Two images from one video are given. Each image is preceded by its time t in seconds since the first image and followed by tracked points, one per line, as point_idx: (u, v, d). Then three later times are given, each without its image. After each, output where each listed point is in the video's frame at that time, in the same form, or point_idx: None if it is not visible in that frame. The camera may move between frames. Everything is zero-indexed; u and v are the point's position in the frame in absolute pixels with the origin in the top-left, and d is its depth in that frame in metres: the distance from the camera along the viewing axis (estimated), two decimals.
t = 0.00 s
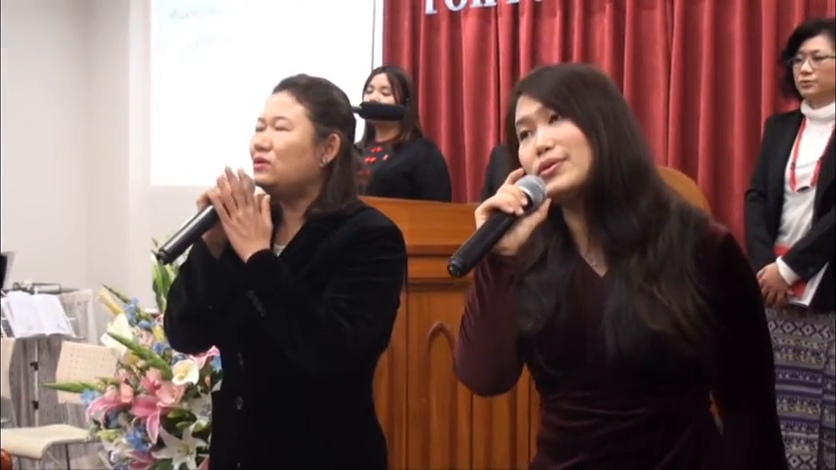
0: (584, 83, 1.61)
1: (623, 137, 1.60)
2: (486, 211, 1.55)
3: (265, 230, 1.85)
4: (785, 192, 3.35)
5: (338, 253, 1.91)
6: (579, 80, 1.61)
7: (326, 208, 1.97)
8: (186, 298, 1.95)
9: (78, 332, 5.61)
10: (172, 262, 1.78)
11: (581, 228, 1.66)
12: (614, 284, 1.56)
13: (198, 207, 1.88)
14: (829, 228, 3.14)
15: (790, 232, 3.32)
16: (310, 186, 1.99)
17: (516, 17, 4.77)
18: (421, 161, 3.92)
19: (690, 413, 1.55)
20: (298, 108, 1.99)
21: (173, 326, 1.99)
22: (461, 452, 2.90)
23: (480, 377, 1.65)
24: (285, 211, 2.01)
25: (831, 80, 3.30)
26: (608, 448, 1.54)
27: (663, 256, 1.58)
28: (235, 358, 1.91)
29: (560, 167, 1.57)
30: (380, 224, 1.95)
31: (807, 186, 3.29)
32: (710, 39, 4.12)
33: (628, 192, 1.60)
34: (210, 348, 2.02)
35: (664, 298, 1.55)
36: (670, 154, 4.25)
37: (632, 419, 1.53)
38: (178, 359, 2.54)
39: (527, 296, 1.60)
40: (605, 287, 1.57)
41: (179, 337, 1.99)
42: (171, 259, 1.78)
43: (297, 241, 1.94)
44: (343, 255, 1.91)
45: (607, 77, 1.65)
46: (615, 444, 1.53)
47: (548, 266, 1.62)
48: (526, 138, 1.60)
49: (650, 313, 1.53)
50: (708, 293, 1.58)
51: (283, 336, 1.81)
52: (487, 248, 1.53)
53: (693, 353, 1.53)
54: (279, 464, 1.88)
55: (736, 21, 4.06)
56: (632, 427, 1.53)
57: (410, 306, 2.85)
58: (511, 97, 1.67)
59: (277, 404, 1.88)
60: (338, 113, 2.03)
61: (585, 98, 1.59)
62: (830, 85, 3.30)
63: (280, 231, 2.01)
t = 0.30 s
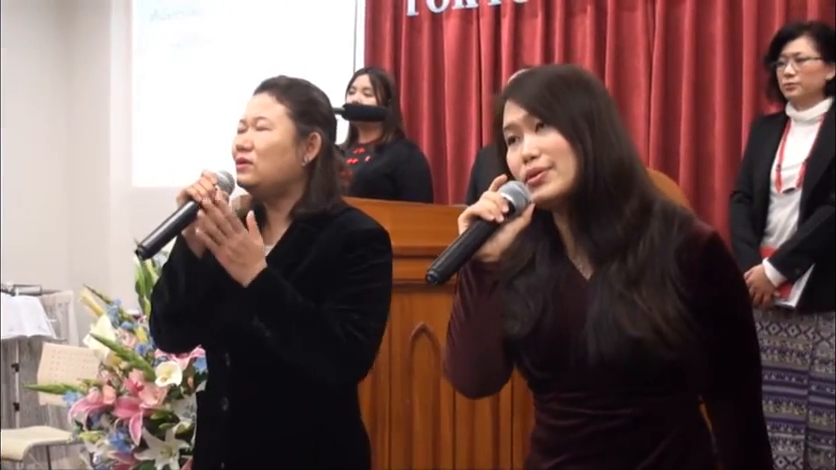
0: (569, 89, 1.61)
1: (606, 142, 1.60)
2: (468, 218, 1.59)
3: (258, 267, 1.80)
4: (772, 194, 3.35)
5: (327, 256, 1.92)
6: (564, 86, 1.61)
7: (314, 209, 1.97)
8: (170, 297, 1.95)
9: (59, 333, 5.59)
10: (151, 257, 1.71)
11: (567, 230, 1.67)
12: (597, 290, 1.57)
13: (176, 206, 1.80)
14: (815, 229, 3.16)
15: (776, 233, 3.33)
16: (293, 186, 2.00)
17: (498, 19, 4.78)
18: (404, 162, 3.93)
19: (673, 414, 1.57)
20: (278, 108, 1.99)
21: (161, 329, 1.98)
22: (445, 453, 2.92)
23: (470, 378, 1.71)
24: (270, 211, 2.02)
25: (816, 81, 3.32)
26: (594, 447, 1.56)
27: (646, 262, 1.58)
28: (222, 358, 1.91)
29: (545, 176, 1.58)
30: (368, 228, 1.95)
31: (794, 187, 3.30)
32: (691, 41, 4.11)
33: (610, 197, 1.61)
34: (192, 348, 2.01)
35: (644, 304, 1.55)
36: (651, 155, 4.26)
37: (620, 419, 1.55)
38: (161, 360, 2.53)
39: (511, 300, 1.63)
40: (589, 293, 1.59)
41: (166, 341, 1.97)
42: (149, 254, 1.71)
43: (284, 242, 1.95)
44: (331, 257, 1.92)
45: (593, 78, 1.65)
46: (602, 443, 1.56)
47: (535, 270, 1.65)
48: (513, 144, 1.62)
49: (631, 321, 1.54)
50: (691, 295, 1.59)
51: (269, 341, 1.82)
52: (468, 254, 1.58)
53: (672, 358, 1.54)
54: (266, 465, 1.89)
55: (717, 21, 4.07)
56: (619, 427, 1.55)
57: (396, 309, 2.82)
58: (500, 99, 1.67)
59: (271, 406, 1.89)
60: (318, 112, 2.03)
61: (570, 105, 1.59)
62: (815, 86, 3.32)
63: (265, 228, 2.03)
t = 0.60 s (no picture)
0: (555, 92, 1.62)
1: (590, 146, 1.61)
2: (450, 219, 1.61)
3: (261, 338, 1.81)
4: (751, 196, 3.30)
5: (310, 254, 1.91)
6: (550, 89, 1.62)
7: (298, 210, 1.97)
8: (151, 298, 2.03)
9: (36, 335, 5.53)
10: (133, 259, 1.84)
11: (551, 232, 1.68)
12: (576, 295, 1.59)
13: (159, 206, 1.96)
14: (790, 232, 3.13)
15: (754, 235, 3.28)
16: (275, 186, 1.99)
17: (477, 21, 4.73)
18: (383, 164, 3.90)
19: (654, 414, 1.58)
20: (258, 110, 1.99)
21: (144, 328, 2.05)
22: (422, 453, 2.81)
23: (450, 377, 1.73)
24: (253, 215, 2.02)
25: (796, 83, 3.26)
26: (574, 448, 1.57)
27: (625, 266, 1.59)
28: (207, 360, 1.95)
29: (528, 179, 1.60)
30: (353, 232, 1.94)
31: (772, 190, 3.24)
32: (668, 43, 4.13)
33: (593, 200, 1.62)
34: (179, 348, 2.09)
35: (621, 309, 1.57)
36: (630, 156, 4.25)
37: (599, 420, 1.56)
38: (140, 362, 2.53)
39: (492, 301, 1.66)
40: (568, 298, 1.60)
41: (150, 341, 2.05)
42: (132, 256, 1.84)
43: (270, 243, 1.95)
44: (315, 265, 1.91)
45: (581, 79, 1.65)
46: (581, 444, 1.57)
47: (519, 272, 1.67)
48: (500, 145, 1.63)
49: (607, 326, 1.55)
50: (669, 300, 1.60)
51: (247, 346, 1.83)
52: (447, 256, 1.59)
53: (649, 363, 1.56)
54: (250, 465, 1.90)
55: (696, 20, 4.05)
56: (599, 428, 1.56)
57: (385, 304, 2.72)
58: (490, 99, 1.68)
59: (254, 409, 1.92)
60: (299, 114, 2.03)
61: (555, 108, 1.60)
62: (794, 88, 3.27)
63: (248, 236, 2.02)
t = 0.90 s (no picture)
0: (543, 94, 1.63)
1: (573, 150, 1.62)
2: (428, 220, 1.65)
3: (249, 378, 1.86)
4: (729, 200, 3.15)
5: (295, 263, 1.92)
6: (538, 91, 1.63)
7: (284, 209, 1.97)
8: (137, 304, 2.01)
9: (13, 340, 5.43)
10: (120, 265, 1.86)
11: (533, 233, 1.70)
12: (553, 299, 1.60)
13: (147, 213, 1.94)
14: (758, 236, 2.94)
15: (732, 240, 3.13)
16: (261, 188, 1.99)
17: (456, 23, 4.60)
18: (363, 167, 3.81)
19: (633, 415, 1.60)
20: (238, 112, 1.98)
21: (129, 332, 2.04)
22: (403, 455, 2.76)
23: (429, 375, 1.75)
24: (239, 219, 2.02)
25: (775, 85, 3.10)
26: (551, 448, 1.59)
27: (603, 272, 1.61)
28: (196, 360, 1.97)
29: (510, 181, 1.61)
30: (340, 231, 1.96)
31: (747, 194, 3.08)
32: (646, 46, 4.08)
33: (574, 204, 1.63)
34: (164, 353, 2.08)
35: (596, 314, 1.58)
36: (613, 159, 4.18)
37: (572, 422, 1.58)
38: (120, 365, 2.53)
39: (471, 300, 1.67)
40: (545, 302, 1.62)
41: (135, 345, 2.04)
42: (118, 263, 1.86)
43: (256, 245, 1.95)
44: (299, 266, 1.92)
45: (570, 81, 1.66)
46: (556, 446, 1.59)
47: (501, 271, 1.69)
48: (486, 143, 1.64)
49: (581, 331, 1.56)
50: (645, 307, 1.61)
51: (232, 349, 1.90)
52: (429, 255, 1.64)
53: (621, 369, 1.58)
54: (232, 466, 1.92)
55: (673, 22, 4.04)
56: (572, 430, 1.58)
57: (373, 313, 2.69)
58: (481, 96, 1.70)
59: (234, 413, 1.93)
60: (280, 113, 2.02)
61: (541, 111, 1.61)
62: (773, 91, 3.10)
63: (235, 236, 2.02)
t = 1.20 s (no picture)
0: (542, 96, 1.65)
1: (564, 152, 1.64)
2: (418, 213, 1.68)
3: (225, 376, 1.85)
4: (711, 204, 3.06)
5: (284, 254, 1.93)
6: (537, 94, 1.65)
7: (264, 210, 1.98)
8: (117, 305, 1.98)
9: None
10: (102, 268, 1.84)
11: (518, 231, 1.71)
12: (532, 297, 1.62)
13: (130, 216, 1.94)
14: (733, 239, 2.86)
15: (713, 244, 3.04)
16: (243, 192, 2.00)
17: (434, 27, 4.53)
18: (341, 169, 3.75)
19: (611, 413, 1.61)
20: (219, 116, 1.98)
21: (107, 332, 2.02)
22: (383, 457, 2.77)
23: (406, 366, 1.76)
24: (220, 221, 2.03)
25: (757, 90, 3.00)
26: (528, 444, 1.60)
27: (582, 272, 1.62)
28: (175, 359, 1.96)
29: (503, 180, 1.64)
30: (321, 231, 1.96)
31: (726, 198, 2.99)
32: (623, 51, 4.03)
33: (561, 205, 1.65)
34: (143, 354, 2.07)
35: (574, 313, 1.59)
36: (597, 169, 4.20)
37: (547, 417, 1.59)
38: (99, 367, 2.59)
39: (451, 292, 1.69)
40: (524, 298, 1.63)
41: (110, 346, 2.02)
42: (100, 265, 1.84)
43: (236, 246, 1.95)
44: (282, 265, 1.93)
45: (571, 88, 1.68)
46: (532, 442, 1.60)
47: (479, 263, 1.71)
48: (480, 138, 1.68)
49: (558, 330, 1.57)
50: (625, 311, 1.62)
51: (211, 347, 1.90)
52: (413, 249, 1.66)
53: (596, 371, 1.58)
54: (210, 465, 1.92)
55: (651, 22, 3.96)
56: (545, 426, 1.59)
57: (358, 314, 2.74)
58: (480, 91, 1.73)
59: (215, 412, 1.94)
60: (260, 117, 2.03)
61: (537, 113, 1.64)
62: (755, 96, 3.00)
63: (214, 237, 2.02)
